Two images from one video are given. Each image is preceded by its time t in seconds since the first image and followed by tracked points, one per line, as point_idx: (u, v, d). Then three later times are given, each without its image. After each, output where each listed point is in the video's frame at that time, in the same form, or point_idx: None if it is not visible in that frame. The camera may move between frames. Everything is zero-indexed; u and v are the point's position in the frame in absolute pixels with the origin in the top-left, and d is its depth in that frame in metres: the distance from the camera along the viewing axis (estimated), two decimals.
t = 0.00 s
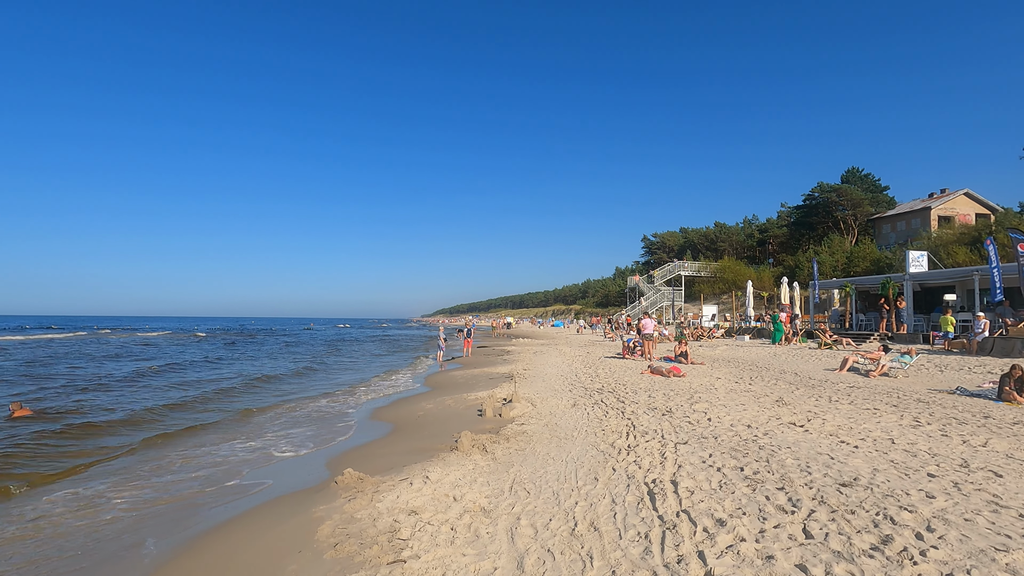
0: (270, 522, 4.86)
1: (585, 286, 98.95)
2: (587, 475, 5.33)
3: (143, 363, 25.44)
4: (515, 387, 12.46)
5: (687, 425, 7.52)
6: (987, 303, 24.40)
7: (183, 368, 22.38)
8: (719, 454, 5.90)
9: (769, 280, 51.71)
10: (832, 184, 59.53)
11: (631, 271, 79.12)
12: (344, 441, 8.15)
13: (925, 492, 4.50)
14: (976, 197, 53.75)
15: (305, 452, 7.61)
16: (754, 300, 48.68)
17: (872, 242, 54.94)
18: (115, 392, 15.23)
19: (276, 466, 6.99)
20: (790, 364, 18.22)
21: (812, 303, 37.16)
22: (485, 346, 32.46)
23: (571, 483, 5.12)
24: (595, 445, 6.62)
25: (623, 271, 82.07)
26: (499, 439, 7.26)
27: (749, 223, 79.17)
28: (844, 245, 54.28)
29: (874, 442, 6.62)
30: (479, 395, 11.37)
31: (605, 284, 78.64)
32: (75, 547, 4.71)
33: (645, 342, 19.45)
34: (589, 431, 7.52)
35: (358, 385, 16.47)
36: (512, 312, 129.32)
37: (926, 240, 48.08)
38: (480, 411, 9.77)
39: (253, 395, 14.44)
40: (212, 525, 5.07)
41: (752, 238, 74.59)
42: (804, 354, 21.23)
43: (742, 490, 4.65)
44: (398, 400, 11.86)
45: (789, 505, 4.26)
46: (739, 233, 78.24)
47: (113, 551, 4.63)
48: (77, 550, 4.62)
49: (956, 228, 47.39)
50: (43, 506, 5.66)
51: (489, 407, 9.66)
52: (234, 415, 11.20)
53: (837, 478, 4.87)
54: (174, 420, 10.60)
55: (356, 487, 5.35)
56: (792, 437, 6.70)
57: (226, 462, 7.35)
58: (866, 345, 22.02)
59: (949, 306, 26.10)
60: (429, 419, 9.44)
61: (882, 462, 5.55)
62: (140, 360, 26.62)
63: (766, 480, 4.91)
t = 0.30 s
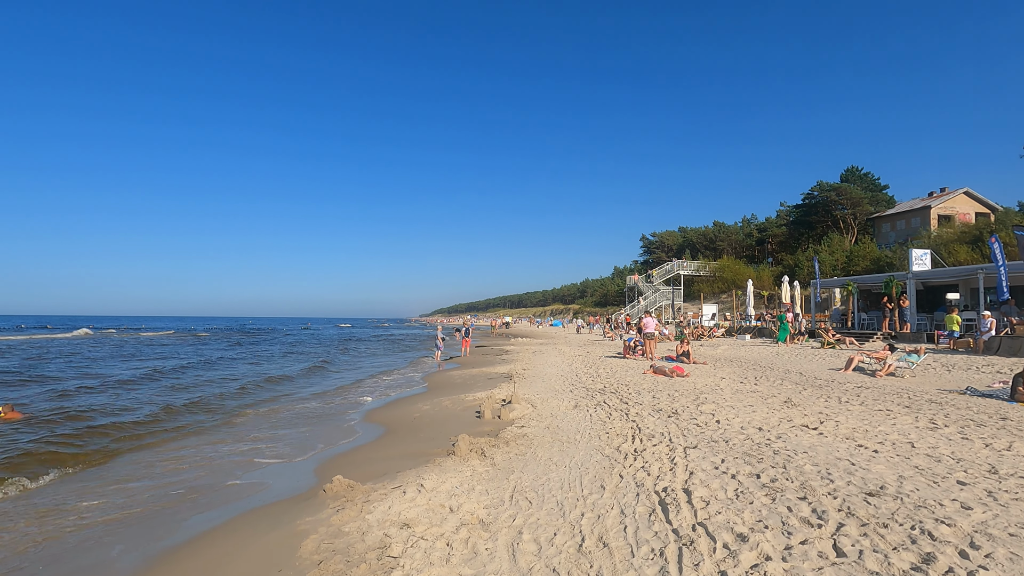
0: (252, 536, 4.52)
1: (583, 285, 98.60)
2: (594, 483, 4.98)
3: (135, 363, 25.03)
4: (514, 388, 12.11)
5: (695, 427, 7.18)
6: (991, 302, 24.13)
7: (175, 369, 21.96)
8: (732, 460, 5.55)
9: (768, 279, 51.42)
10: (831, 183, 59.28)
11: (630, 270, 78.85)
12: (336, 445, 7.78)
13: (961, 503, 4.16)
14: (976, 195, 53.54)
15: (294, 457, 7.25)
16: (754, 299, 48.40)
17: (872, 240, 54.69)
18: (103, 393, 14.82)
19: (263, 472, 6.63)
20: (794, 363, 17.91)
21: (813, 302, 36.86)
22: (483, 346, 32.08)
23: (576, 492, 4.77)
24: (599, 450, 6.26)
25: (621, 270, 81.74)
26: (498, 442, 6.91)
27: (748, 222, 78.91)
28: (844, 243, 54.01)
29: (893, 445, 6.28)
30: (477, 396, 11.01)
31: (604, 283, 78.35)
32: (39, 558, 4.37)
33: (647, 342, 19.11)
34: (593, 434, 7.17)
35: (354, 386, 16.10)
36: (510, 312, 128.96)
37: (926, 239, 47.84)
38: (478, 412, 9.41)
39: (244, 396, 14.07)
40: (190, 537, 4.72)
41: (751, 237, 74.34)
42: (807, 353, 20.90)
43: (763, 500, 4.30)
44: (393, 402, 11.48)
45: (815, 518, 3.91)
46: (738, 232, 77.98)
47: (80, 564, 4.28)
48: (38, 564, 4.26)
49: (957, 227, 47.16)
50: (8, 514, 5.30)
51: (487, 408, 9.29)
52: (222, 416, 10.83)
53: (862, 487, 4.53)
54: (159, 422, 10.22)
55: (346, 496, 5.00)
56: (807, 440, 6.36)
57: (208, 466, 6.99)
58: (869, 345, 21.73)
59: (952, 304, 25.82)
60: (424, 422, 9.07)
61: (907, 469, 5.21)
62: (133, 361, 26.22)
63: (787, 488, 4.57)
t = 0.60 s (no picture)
0: (228, 557, 4.17)
1: (582, 285, 98.26)
2: (598, 497, 4.66)
3: (130, 364, 24.74)
4: (513, 390, 11.77)
5: (703, 434, 6.86)
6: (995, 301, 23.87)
7: (167, 370, 21.60)
8: (745, 470, 5.24)
9: (767, 279, 51.18)
10: (831, 182, 59.04)
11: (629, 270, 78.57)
12: (327, 453, 7.45)
13: (999, 521, 3.82)
14: (976, 195, 53.35)
15: (282, 466, 6.92)
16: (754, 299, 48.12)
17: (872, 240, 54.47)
18: (91, 395, 14.46)
19: (247, 483, 6.29)
20: (798, 364, 17.61)
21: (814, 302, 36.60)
22: (481, 346, 31.71)
23: (580, 508, 4.44)
24: (603, 459, 5.93)
25: (620, 270, 81.44)
26: (496, 450, 6.59)
27: (747, 222, 78.68)
28: (844, 243, 53.77)
29: (913, 454, 5.97)
30: (475, 399, 10.69)
31: (603, 283, 78.10)
32: None
33: (647, 343, 18.81)
34: (595, 441, 6.84)
35: (348, 388, 15.76)
36: (509, 312, 128.62)
37: (926, 239, 47.62)
38: (476, 417, 9.07)
39: (237, 398, 13.78)
40: (161, 558, 4.37)
41: (750, 237, 74.12)
42: (809, 354, 20.63)
43: (782, 518, 3.98)
44: (388, 405, 11.13)
45: (842, 539, 3.57)
46: (737, 231, 77.73)
47: None
48: None
49: (958, 227, 46.94)
50: None
51: (484, 413, 8.94)
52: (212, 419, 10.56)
53: (888, 502, 4.21)
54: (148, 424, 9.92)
55: (333, 511, 4.67)
56: (822, 448, 6.03)
57: (193, 474, 6.67)
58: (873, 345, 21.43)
59: (955, 304, 25.55)
60: (419, 428, 8.72)
61: (933, 481, 4.88)
62: (128, 361, 25.94)
63: (807, 504, 4.24)
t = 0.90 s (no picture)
0: None
1: (579, 282, 97.86)
2: (599, 510, 4.30)
3: (119, 362, 24.29)
4: (508, 390, 11.41)
5: (707, 437, 6.52)
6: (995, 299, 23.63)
7: (156, 368, 21.14)
8: (755, 477, 4.90)
9: (765, 276, 50.94)
10: (829, 179, 58.77)
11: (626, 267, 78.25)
12: (311, 456, 7.10)
13: None
14: (973, 192, 53.20)
15: (264, 470, 6.57)
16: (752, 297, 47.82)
17: (869, 237, 54.26)
18: (74, 394, 14.03)
19: (223, 490, 5.93)
20: (798, 362, 17.32)
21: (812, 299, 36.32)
22: (477, 344, 31.31)
23: (579, 522, 4.07)
24: (603, 464, 5.58)
25: (617, 268, 81.08)
26: (489, 455, 6.22)
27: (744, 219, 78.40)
28: (841, 240, 53.54)
29: (930, 459, 5.63)
30: (469, 398, 10.33)
31: (600, 280, 77.81)
32: None
33: (646, 340, 18.47)
34: (594, 444, 6.50)
35: (340, 386, 15.39)
36: (505, 309, 128.21)
37: (924, 236, 47.41)
38: (469, 417, 8.72)
39: (225, 396, 13.40)
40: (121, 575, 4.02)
41: (747, 234, 73.87)
42: (810, 352, 20.34)
43: (800, 534, 3.63)
44: (380, 405, 10.78)
45: (870, 560, 3.23)
46: (735, 228, 77.44)
47: None
48: None
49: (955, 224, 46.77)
50: None
51: (478, 414, 8.59)
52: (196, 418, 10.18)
53: (916, 515, 3.86)
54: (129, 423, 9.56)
55: (310, 523, 4.31)
56: (835, 453, 5.68)
57: (167, 480, 6.32)
58: (874, 343, 21.16)
59: (955, 302, 25.30)
60: (410, 429, 8.37)
61: (959, 489, 4.54)
62: (117, 359, 25.48)
63: (826, 516, 3.90)
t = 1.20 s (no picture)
0: None
1: (576, 280, 97.56)
2: (603, 525, 3.95)
3: (110, 360, 23.88)
4: (505, 390, 11.04)
5: (714, 441, 6.18)
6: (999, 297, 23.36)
7: (146, 367, 20.74)
8: (769, 487, 4.55)
9: (764, 274, 50.65)
10: (828, 177, 58.50)
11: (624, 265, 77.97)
12: (296, 464, 6.76)
13: None
14: (972, 189, 52.96)
15: (245, 480, 6.24)
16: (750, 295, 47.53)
17: (869, 234, 54.00)
18: (58, 394, 13.63)
19: (201, 501, 5.61)
20: (801, 361, 17.01)
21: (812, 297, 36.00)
22: (474, 342, 30.96)
23: (581, 540, 3.72)
24: (605, 472, 5.23)
25: (615, 266, 80.81)
26: (483, 461, 5.87)
27: (743, 217, 78.14)
28: (840, 238, 53.32)
29: (953, 465, 5.28)
30: (464, 399, 9.98)
31: (598, 278, 77.49)
32: None
33: (646, 339, 18.13)
34: (595, 449, 6.15)
35: (332, 385, 15.01)
36: (503, 307, 127.97)
37: (924, 233, 47.15)
38: (464, 419, 8.35)
39: (215, 396, 13.05)
40: None
41: (745, 232, 73.62)
42: (812, 350, 20.05)
43: (826, 556, 3.27)
44: (372, 405, 10.43)
45: None
46: (733, 226, 77.15)
47: None
48: None
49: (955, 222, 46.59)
50: None
51: (473, 415, 8.22)
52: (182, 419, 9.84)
53: (950, 532, 3.51)
54: (111, 425, 9.21)
55: (286, 539, 3.96)
56: (853, 459, 5.33)
57: (144, 488, 6.01)
58: (876, 342, 20.85)
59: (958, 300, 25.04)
60: (401, 433, 8.01)
61: (993, 502, 4.19)
62: (109, 358, 25.09)
63: (852, 533, 3.56)
